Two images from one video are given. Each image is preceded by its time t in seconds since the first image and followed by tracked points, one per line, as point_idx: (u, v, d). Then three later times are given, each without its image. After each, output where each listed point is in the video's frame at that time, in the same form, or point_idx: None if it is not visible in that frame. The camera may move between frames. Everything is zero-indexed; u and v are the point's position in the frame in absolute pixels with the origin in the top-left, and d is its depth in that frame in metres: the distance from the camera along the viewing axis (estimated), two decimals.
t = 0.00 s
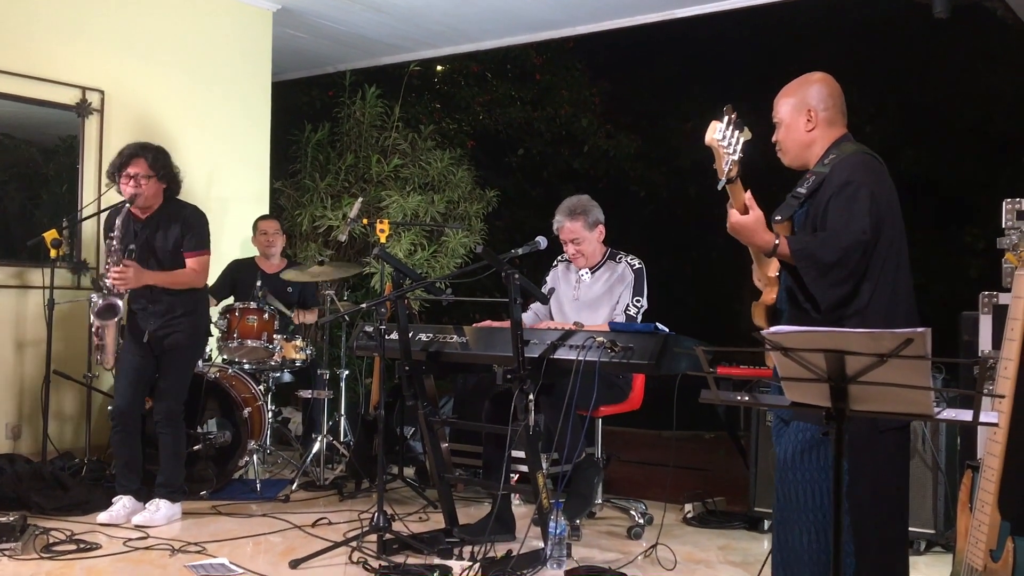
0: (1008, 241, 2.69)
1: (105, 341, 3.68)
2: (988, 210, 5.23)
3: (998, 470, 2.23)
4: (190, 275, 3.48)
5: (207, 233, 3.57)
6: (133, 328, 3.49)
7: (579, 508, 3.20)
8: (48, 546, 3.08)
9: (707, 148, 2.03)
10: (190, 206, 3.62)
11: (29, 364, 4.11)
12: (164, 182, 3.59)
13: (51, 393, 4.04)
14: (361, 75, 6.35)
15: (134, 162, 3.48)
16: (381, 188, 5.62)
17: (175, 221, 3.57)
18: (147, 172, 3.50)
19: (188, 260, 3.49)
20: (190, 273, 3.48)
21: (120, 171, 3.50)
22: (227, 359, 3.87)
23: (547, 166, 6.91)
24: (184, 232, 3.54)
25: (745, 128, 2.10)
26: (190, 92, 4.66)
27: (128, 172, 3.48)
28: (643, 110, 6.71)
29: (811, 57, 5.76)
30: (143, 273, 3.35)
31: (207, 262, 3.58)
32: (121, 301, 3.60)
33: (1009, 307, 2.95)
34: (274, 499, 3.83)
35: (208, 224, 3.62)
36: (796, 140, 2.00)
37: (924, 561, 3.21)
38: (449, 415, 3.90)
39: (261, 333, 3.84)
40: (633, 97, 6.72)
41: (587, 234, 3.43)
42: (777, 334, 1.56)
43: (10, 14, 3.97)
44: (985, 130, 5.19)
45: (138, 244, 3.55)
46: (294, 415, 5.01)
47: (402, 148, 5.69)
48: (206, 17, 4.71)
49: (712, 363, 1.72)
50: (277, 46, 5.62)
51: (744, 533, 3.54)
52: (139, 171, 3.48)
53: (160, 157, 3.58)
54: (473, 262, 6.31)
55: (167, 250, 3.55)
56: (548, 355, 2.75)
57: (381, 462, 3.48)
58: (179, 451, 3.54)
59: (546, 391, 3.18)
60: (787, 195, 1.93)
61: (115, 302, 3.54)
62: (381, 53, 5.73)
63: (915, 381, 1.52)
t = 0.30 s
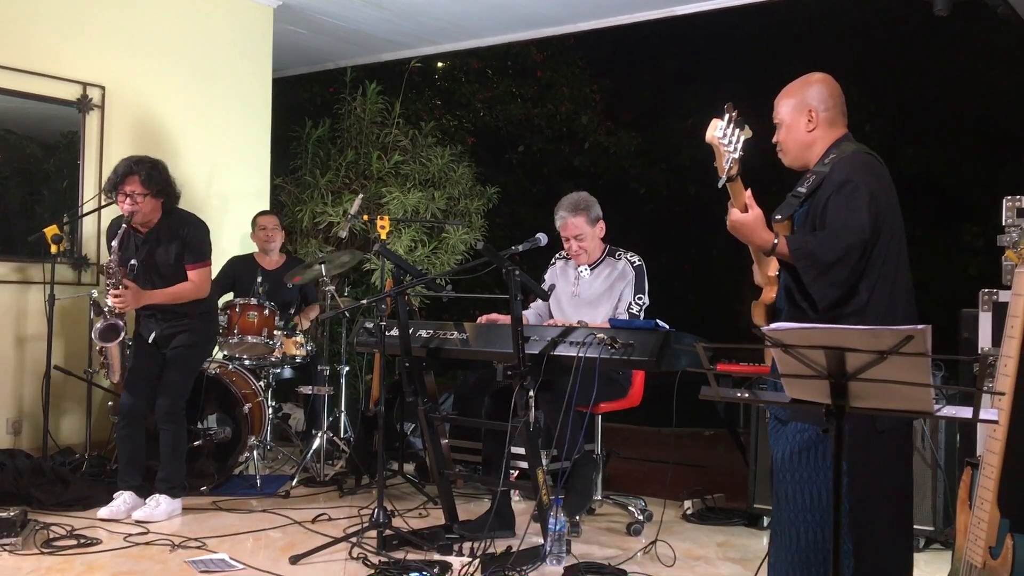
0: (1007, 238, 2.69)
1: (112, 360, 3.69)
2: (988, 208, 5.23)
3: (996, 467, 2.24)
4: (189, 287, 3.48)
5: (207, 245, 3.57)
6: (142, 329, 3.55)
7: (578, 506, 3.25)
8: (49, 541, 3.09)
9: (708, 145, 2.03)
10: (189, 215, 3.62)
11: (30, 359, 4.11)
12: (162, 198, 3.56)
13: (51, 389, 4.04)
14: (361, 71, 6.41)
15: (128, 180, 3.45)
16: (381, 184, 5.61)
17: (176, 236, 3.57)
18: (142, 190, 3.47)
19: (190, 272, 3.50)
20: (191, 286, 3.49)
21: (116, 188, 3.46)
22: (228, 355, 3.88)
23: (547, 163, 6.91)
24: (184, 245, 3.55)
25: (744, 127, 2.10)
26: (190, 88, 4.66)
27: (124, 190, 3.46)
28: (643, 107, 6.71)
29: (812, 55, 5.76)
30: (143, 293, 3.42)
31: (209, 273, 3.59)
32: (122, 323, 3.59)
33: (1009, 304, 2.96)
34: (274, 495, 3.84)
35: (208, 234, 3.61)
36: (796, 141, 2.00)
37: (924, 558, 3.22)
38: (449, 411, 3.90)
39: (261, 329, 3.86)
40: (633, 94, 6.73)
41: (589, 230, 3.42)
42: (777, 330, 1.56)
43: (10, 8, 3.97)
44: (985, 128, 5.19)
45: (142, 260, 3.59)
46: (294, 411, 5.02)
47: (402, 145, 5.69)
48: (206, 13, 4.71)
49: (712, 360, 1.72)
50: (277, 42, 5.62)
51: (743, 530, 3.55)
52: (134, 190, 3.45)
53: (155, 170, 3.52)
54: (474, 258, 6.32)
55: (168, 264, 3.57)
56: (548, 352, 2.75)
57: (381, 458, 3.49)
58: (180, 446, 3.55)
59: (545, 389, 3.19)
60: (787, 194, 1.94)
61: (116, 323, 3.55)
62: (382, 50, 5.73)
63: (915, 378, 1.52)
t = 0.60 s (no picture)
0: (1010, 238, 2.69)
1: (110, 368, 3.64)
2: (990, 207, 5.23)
3: (998, 467, 2.25)
4: (190, 295, 3.48)
5: (208, 254, 3.56)
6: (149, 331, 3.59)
7: (577, 502, 3.20)
8: (51, 539, 3.10)
9: (720, 130, 2.01)
10: (190, 223, 3.62)
11: (33, 357, 4.12)
12: (163, 207, 3.56)
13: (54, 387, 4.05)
14: (364, 70, 6.39)
15: (129, 188, 3.48)
16: (383, 183, 5.61)
17: (176, 247, 3.55)
18: (142, 198, 3.48)
19: (192, 281, 3.51)
20: (192, 293, 3.49)
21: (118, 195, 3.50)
22: (230, 354, 3.88)
23: (547, 163, 6.85)
24: (186, 252, 3.54)
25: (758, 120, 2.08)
26: (193, 87, 4.66)
27: (125, 198, 3.49)
28: (645, 106, 6.71)
29: (815, 53, 5.75)
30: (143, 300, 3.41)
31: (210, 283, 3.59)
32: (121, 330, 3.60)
33: (1011, 304, 2.95)
34: (276, 494, 3.84)
35: (211, 244, 3.61)
36: (801, 134, 1.99)
37: (925, 558, 3.22)
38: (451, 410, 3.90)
39: (264, 329, 3.88)
40: (636, 93, 6.73)
41: (590, 230, 3.42)
42: (779, 330, 1.56)
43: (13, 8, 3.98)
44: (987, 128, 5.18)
45: (144, 269, 3.60)
46: (296, 410, 5.02)
47: (405, 144, 5.68)
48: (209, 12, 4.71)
49: (714, 359, 1.72)
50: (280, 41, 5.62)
51: (744, 529, 3.55)
52: (135, 199, 3.47)
53: (157, 181, 3.54)
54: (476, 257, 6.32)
55: (169, 273, 3.56)
56: (550, 352, 2.76)
57: (383, 458, 3.49)
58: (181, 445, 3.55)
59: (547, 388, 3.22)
60: (792, 185, 1.95)
61: (115, 331, 3.56)
62: (384, 49, 5.72)
63: (918, 378, 1.52)
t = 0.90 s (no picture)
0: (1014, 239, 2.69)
1: (115, 375, 3.65)
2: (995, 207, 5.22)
3: (1003, 467, 2.25)
4: (193, 300, 3.48)
5: (211, 258, 3.56)
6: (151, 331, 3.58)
7: (584, 508, 3.29)
8: (56, 540, 3.10)
9: (727, 143, 1.99)
10: (193, 229, 3.60)
11: (37, 358, 4.13)
12: (164, 213, 3.55)
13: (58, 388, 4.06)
14: (366, 71, 6.40)
15: (129, 195, 3.46)
16: (386, 184, 5.61)
17: (179, 251, 3.55)
18: (143, 206, 3.47)
19: (193, 285, 3.50)
20: (195, 298, 3.48)
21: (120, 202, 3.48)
22: (235, 355, 3.90)
23: (551, 164, 6.87)
24: (190, 256, 3.53)
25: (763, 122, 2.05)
26: (197, 88, 4.67)
27: (126, 205, 3.47)
28: (649, 107, 6.71)
29: (818, 53, 5.74)
30: (147, 306, 3.42)
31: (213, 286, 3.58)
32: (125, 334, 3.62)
33: (1016, 304, 2.95)
34: (280, 494, 3.85)
35: (214, 249, 3.60)
36: (804, 141, 1.99)
37: (929, 558, 3.21)
38: (454, 411, 3.90)
39: (267, 329, 3.87)
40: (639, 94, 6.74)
41: (592, 231, 3.42)
42: (784, 330, 1.56)
43: (19, 10, 3.99)
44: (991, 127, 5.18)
45: (146, 274, 3.58)
46: (300, 410, 5.02)
47: (407, 144, 5.68)
48: (213, 13, 4.72)
49: (718, 359, 1.72)
50: (283, 42, 5.63)
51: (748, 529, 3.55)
52: (136, 205, 3.46)
53: (159, 186, 3.52)
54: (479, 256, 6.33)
55: (172, 278, 3.56)
56: (553, 352, 2.75)
57: (387, 458, 3.49)
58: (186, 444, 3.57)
59: (551, 388, 3.22)
60: (796, 194, 1.93)
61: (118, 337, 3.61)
62: (387, 49, 5.73)
63: (922, 378, 1.52)
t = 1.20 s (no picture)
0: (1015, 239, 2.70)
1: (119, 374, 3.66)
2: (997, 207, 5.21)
3: (1006, 467, 2.25)
4: (196, 297, 3.48)
5: (212, 255, 3.56)
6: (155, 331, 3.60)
7: (586, 508, 3.30)
8: (58, 541, 3.10)
9: (725, 146, 1.98)
10: (194, 227, 3.59)
11: (39, 359, 4.13)
12: (165, 212, 3.54)
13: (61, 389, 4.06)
14: (367, 72, 6.40)
15: (130, 194, 3.46)
16: (388, 185, 5.62)
17: (180, 249, 3.55)
18: (144, 205, 3.47)
19: (196, 284, 3.50)
20: (199, 295, 3.49)
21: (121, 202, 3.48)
22: (237, 356, 3.91)
23: (554, 164, 6.89)
24: (191, 255, 3.53)
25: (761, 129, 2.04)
26: (198, 89, 4.67)
27: (127, 204, 3.47)
28: (650, 107, 6.72)
29: (820, 53, 5.73)
30: (150, 305, 3.42)
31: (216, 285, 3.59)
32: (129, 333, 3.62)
33: (1018, 304, 2.95)
34: (282, 495, 3.85)
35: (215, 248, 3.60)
36: (801, 138, 1.99)
37: (932, 559, 3.21)
38: (456, 411, 3.90)
39: (269, 330, 3.86)
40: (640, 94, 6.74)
41: (595, 231, 3.42)
42: (786, 330, 1.56)
43: (20, 11, 3.99)
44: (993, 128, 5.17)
45: (148, 272, 3.59)
46: (302, 411, 5.02)
47: (409, 145, 5.69)
48: (214, 15, 4.72)
49: (720, 360, 1.72)
50: (285, 43, 5.64)
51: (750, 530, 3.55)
52: (137, 204, 3.46)
53: (160, 185, 3.52)
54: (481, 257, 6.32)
55: (174, 276, 3.56)
56: (555, 353, 2.75)
57: (389, 460, 3.49)
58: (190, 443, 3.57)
59: (553, 389, 3.20)
60: (794, 192, 1.93)
61: (123, 337, 3.61)
62: (389, 50, 5.73)
63: (925, 378, 1.51)
